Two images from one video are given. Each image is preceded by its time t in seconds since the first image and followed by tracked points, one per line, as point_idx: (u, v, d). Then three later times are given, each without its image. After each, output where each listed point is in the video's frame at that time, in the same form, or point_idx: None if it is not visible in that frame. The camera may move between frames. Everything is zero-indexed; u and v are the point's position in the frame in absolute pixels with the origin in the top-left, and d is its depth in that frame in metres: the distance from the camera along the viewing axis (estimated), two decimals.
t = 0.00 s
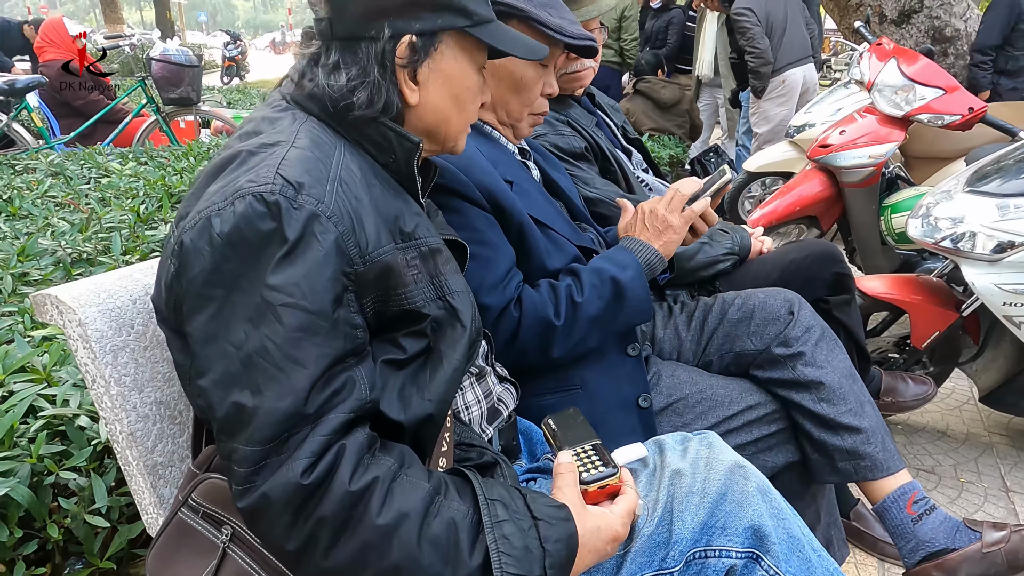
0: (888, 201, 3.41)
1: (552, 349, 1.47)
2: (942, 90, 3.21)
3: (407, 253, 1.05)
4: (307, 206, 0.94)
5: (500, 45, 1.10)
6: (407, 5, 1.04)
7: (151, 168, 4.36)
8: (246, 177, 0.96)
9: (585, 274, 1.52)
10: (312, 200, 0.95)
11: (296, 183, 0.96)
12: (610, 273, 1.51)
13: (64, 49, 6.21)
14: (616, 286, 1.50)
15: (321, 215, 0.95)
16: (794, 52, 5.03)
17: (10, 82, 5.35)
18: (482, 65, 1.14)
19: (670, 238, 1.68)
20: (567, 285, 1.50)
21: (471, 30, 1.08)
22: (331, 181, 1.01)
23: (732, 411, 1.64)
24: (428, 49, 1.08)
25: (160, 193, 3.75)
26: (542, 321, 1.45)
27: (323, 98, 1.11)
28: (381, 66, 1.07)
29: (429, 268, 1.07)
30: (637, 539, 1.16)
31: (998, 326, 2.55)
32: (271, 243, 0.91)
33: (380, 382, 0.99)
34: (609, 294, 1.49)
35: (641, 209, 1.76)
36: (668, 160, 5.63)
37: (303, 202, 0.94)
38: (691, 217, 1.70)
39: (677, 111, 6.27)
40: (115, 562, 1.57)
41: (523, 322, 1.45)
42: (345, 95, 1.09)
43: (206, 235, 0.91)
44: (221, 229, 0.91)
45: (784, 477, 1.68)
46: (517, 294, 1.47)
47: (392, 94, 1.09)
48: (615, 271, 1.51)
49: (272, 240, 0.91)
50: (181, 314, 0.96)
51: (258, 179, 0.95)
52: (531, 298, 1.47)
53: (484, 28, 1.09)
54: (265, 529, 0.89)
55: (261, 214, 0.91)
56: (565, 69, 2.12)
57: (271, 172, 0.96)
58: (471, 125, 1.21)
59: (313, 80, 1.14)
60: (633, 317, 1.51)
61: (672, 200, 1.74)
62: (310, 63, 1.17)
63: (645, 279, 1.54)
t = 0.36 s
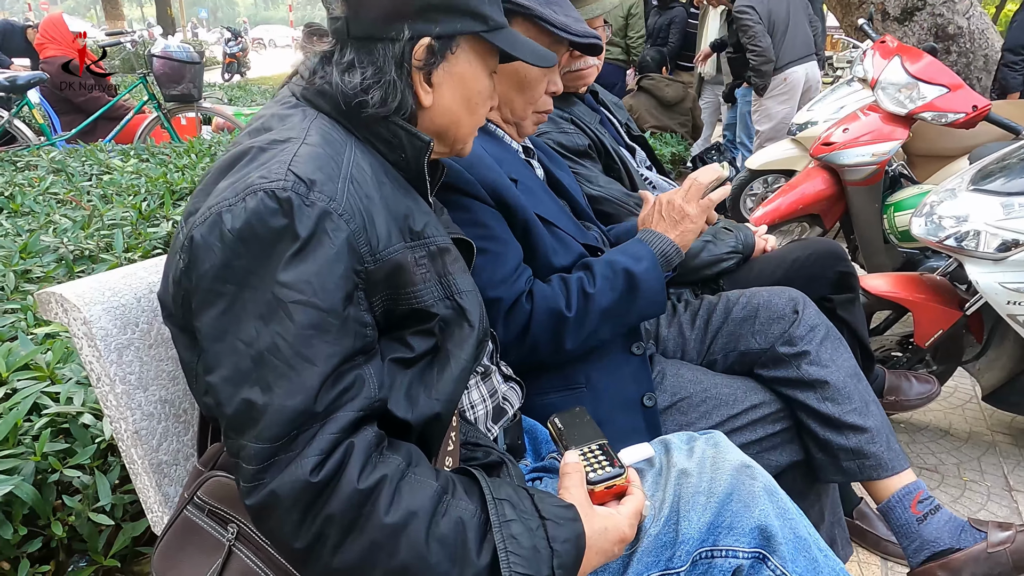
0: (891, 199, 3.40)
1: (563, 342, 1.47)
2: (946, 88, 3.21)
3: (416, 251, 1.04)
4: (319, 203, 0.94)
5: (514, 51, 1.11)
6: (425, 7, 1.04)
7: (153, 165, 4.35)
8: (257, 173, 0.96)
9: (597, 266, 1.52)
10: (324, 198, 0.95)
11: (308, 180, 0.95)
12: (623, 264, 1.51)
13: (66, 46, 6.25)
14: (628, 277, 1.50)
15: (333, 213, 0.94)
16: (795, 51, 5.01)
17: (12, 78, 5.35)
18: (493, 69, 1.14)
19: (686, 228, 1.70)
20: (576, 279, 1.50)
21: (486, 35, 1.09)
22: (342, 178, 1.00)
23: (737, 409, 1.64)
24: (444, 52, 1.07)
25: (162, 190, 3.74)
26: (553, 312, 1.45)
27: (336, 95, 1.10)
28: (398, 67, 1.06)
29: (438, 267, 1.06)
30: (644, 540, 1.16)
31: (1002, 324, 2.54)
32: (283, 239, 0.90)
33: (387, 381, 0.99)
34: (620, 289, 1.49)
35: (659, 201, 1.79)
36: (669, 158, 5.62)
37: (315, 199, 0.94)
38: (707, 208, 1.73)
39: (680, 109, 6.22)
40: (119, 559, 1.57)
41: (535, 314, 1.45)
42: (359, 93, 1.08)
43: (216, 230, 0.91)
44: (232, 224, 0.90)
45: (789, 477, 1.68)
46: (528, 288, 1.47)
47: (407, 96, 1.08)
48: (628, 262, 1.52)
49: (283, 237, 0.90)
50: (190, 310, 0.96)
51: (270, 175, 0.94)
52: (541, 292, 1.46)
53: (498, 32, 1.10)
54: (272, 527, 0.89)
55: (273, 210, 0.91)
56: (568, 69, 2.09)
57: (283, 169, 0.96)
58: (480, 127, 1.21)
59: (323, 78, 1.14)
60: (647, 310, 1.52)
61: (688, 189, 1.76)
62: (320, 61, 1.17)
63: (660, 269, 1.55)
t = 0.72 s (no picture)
0: (894, 200, 3.41)
1: (576, 343, 1.47)
2: (949, 90, 3.22)
3: (437, 253, 1.05)
4: (344, 206, 0.94)
5: (534, 58, 1.11)
6: (448, 13, 1.04)
7: (154, 164, 4.34)
8: (282, 175, 0.96)
9: (605, 267, 1.52)
10: (349, 200, 0.95)
11: (333, 182, 0.96)
12: (631, 265, 1.51)
13: (65, 45, 6.23)
14: (636, 277, 1.50)
15: (358, 215, 0.95)
16: (795, 51, 5.02)
17: (13, 77, 5.33)
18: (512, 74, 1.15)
19: (694, 226, 1.71)
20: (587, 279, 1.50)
21: (507, 41, 1.09)
22: (366, 181, 1.01)
23: (749, 411, 1.65)
24: (465, 57, 1.08)
25: (164, 190, 3.73)
26: (564, 314, 1.45)
27: (359, 99, 1.12)
28: (421, 72, 1.06)
29: (458, 269, 1.07)
30: (662, 542, 1.16)
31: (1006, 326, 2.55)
32: (308, 241, 0.91)
33: (410, 384, 0.99)
34: (631, 289, 1.49)
35: (663, 196, 1.78)
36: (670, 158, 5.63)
37: (340, 202, 0.94)
38: (714, 203, 1.73)
39: (681, 108, 6.24)
40: (130, 561, 1.57)
41: (547, 317, 1.45)
42: (382, 98, 1.09)
43: (242, 232, 0.91)
44: (257, 226, 0.90)
45: (799, 478, 1.68)
46: (539, 290, 1.47)
47: (429, 102, 1.09)
48: (636, 263, 1.51)
49: (309, 238, 0.91)
50: (214, 312, 0.96)
51: (295, 177, 0.95)
52: (551, 294, 1.47)
53: (518, 38, 1.10)
54: (297, 529, 0.89)
55: (299, 212, 0.91)
56: (578, 71, 2.09)
57: (308, 171, 0.96)
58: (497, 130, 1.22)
59: (343, 81, 1.14)
60: (656, 309, 1.51)
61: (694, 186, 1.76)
62: (341, 65, 1.17)
63: (668, 269, 1.54)
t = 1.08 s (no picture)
0: (875, 207, 3.44)
1: (557, 354, 1.47)
2: (930, 98, 3.26)
3: (416, 267, 1.05)
4: (322, 221, 0.94)
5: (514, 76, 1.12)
6: (429, 31, 1.04)
7: (139, 169, 4.31)
8: (260, 190, 0.96)
9: (586, 278, 1.53)
10: (327, 215, 0.95)
11: (311, 198, 0.96)
12: (610, 277, 1.52)
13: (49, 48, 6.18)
14: (616, 289, 1.51)
15: (336, 230, 0.95)
16: (781, 57, 5.05)
17: None
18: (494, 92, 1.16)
19: (669, 240, 1.72)
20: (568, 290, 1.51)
21: (488, 59, 1.10)
22: (345, 196, 1.01)
23: (729, 420, 1.66)
24: (447, 75, 1.08)
25: (149, 195, 3.71)
26: (546, 325, 1.46)
27: (340, 114, 1.12)
28: (403, 89, 1.07)
29: (437, 283, 1.07)
30: (639, 555, 1.18)
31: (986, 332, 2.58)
32: (286, 257, 0.91)
33: (387, 399, 0.99)
34: (612, 300, 1.50)
35: (639, 212, 1.78)
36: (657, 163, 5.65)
37: (318, 217, 0.95)
38: (689, 218, 1.74)
39: (670, 113, 6.27)
40: (110, 573, 1.56)
41: (528, 327, 1.45)
42: (364, 113, 1.09)
43: (219, 247, 0.91)
44: (235, 242, 0.91)
45: (779, 486, 1.69)
46: (520, 300, 1.48)
47: (411, 118, 1.09)
48: (616, 275, 1.53)
49: (286, 254, 0.91)
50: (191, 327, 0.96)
51: (273, 193, 0.95)
52: (533, 305, 1.47)
53: (500, 56, 1.11)
54: (273, 545, 0.89)
55: (276, 228, 0.91)
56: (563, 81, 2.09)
57: (286, 186, 0.96)
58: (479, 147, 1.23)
59: (324, 95, 1.14)
60: (636, 319, 1.52)
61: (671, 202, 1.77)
62: (322, 80, 1.18)
63: (646, 281, 1.56)
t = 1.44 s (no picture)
0: (856, 210, 3.51)
1: (550, 357, 1.50)
2: (910, 103, 3.32)
3: (415, 275, 1.08)
4: (326, 232, 0.97)
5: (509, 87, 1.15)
6: (426, 45, 1.07)
7: (126, 172, 4.29)
8: (264, 201, 0.98)
9: (581, 282, 1.57)
10: (331, 227, 0.98)
11: (315, 210, 0.98)
12: (605, 279, 1.56)
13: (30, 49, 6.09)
14: (611, 291, 1.54)
15: (340, 241, 0.97)
16: (764, 61, 5.12)
17: None
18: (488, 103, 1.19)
19: (665, 243, 1.76)
20: (562, 294, 1.54)
21: (483, 72, 1.13)
22: (347, 208, 1.03)
23: (717, 421, 1.70)
24: (443, 87, 1.11)
25: (136, 199, 3.69)
26: (542, 327, 1.49)
27: (340, 127, 1.15)
28: (401, 101, 1.10)
29: (435, 291, 1.10)
30: (633, 554, 1.21)
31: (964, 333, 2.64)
32: (291, 267, 0.93)
33: (388, 405, 1.02)
34: (605, 303, 1.54)
35: (635, 216, 1.82)
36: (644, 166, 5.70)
37: (322, 228, 0.97)
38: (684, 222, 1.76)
39: (658, 118, 6.35)
40: None
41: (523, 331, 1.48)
42: (364, 126, 1.12)
43: (225, 257, 0.93)
44: (240, 252, 0.93)
45: (766, 485, 1.73)
46: (516, 304, 1.51)
47: (409, 130, 1.12)
48: (610, 277, 1.56)
49: (291, 264, 0.93)
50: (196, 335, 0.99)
51: (278, 204, 0.97)
52: (528, 309, 1.50)
53: (495, 68, 1.14)
54: (278, 547, 0.91)
55: (281, 239, 0.94)
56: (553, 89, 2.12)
57: (290, 198, 0.98)
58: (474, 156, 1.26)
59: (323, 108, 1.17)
60: (628, 323, 1.56)
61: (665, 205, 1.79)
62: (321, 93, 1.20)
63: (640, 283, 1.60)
